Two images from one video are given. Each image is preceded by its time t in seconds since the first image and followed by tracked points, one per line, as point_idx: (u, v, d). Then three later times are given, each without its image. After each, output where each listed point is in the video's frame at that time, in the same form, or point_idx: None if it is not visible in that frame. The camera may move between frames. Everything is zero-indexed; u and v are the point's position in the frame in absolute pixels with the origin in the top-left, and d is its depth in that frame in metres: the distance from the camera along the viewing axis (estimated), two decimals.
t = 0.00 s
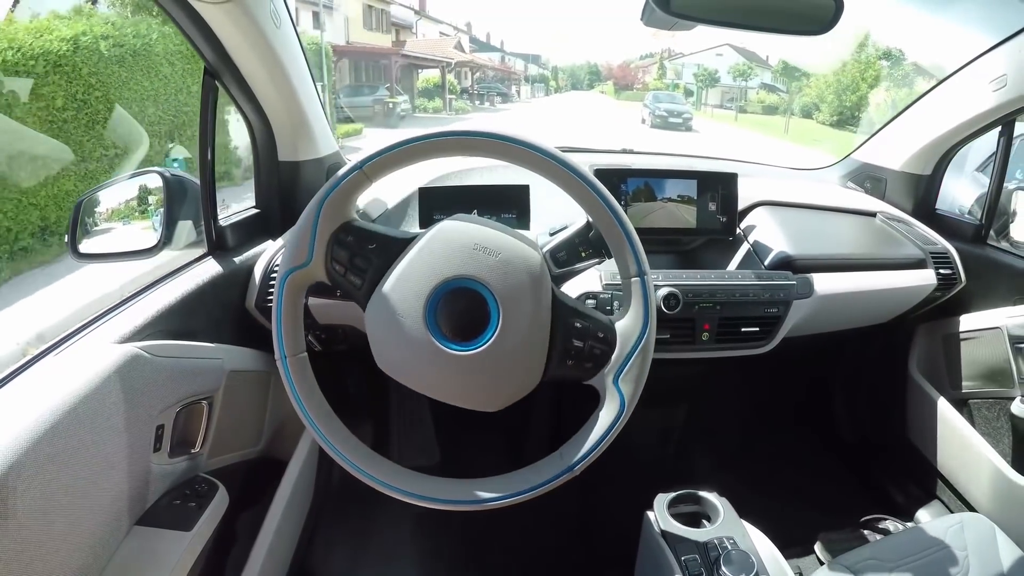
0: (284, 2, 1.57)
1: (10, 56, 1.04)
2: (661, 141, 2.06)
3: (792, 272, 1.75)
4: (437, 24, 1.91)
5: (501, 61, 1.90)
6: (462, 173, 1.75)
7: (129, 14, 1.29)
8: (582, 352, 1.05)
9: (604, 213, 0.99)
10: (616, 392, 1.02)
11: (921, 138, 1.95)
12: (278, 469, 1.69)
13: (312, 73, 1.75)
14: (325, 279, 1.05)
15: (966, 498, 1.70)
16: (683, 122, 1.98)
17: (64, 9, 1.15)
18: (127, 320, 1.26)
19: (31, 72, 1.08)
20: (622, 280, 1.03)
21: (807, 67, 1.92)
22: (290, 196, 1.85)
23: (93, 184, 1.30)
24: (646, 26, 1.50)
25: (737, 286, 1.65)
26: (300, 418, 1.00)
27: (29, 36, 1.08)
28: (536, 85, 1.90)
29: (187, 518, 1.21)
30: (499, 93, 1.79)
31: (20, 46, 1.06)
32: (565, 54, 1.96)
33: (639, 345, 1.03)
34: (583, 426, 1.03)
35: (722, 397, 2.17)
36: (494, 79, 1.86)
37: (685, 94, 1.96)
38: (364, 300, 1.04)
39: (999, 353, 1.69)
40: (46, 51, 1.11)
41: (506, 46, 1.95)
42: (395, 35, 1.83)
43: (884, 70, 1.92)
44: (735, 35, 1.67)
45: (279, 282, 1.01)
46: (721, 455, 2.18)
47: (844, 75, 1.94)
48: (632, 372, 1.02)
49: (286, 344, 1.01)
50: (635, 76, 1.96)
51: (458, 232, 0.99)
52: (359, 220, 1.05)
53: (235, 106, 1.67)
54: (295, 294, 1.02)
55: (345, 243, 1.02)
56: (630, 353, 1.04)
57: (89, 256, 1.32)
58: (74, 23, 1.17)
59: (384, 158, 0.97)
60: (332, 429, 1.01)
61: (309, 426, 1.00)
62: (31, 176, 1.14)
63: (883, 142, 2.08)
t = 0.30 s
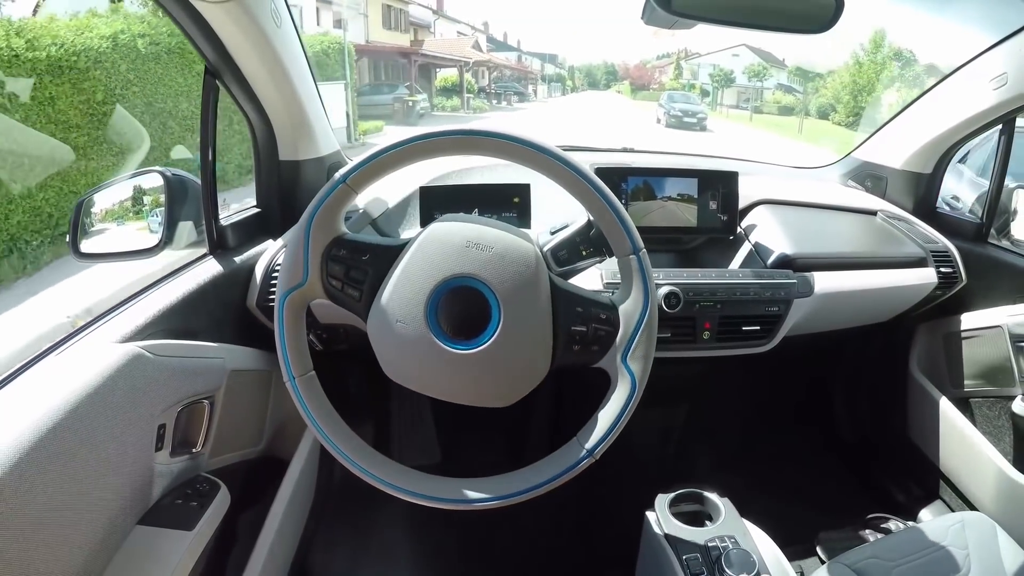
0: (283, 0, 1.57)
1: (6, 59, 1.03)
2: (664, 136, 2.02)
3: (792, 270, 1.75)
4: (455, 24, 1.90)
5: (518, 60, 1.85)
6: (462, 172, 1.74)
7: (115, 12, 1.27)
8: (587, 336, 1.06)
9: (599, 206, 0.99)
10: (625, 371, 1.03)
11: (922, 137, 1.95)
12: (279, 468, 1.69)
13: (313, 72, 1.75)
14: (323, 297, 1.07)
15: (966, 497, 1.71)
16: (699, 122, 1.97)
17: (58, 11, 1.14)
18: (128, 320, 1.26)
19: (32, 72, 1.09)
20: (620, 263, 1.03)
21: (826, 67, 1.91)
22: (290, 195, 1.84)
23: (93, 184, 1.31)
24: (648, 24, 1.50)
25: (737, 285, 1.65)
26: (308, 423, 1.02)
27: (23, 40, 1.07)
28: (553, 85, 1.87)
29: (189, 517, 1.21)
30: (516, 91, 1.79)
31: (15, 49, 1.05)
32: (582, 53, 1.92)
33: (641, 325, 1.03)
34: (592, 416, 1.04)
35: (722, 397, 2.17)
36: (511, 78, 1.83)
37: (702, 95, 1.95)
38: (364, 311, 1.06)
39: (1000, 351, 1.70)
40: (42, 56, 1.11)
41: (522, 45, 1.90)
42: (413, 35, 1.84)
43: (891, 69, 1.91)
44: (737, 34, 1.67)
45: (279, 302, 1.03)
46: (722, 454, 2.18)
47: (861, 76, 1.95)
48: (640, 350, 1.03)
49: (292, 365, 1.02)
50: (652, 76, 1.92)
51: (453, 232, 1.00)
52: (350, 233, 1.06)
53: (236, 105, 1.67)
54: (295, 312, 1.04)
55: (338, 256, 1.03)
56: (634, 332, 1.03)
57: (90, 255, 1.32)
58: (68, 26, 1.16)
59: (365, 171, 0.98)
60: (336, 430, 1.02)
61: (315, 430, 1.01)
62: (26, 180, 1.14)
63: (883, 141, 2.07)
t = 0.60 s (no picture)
0: (283, 1, 1.57)
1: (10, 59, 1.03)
2: (662, 137, 2.05)
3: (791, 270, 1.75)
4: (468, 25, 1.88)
5: (531, 61, 1.87)
6: (462, 172, 1.77)
7: (127, 13, 1.29)
8: (586, 334, 1.06)
9: (597, 204, 0.99)
10: (626, 367, 1.03)
11: (920, 136, 1.95)
12: (278, 469, 1.69)
13: (312, 72, 1.75)
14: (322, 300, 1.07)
15: (965, 495, 1.71)
16: (710, 123, 1.98)
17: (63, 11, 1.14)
18: (128, 320, 1.26)
19: (32, 73, 1.08)
20: (618, 259, 1.03)
21: (838, 66, 1.90)
22: (290, 195, 1.85)
23: (91, 184, 1.29)
24: (647, 24, 1.50)
25: (736, 284, 1.65)
26: (308, 424, 1.02)
27: (34, 39, 1.08)
28: (565, 85, 1.88)
29: (189, 517, 1.21)
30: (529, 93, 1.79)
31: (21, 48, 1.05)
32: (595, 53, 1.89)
33: (641, 321, 1.03)
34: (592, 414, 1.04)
35: (722, 396, 2.18)
36: (524, 79, 1.84)
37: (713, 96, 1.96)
38: (364, 313, 1.06)
39: (1000, 350, 1.70)
40: (47, 55, 1.10)
41: (535, 46, 1.92)
42: (427, 35, 1.82)
43: (896, 69, 1.92)
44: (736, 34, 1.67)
45: (279, 303, 1.03)
46: (722, 454, 2.18)
47: (872, 78, 1.94)
48: (640, 347, 1.03)
49: (292, 366, 1.03)
50: (664, 77, 1.92)
51: (452, 231, 1.00)
52: (347, 235, 1.06)
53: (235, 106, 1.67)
54: (295, 315, 1.04)
55: (337, 258, 1.04)
56: (633, 329, 1.04)
57: (88, 255, 1.31)
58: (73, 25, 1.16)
59: (361, 172, 0.97)
60: (336, 431, 1.03)
61: (315, 430, 1.02)
62: (31, 180, 1.13)
63: (882, 140, 2.08)
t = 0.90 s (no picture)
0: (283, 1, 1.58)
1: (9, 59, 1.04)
2: (662, 136, 2.04)
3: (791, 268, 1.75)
4: (484, 23, 1.80)
5: (547, 60, 1.84)
6: (462, 171, 1.76)
7: (127, 14, 1.29)
8: (587, 333, 1.06)
9: (598, 203, 0.99)
10: (626, 366, 1.03)
11: (921, 135, 1.95)
12: (278, 469, 1.69)
13: (312, 71, 1.76)
14: (323, 298, 1.07)
15: (966, 495, 1.71)
16: (722, 123, 1.98)
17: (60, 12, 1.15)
18: (128, 319, 1.26)
19: (30, 72, 1.09)
20: (619, 258, 1.03)
21: (853, 67, 1.91)
22: (290, 194, 1.85)
23: (95, 182, 1.32)
24: (646, 22, 1.50)
25: (737, 284, 1.65)
26: (308, 423, 1.02)
27: (44, 38, 1.12)
28: (580, 85, 1.88)
29: (190, 516, 1.21)
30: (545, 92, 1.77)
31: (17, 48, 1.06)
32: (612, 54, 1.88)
33: (641, 320, 1.03)
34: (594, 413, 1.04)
35: (722, 395, 2.18)
36: (540, 78, 1.80)
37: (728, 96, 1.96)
38: (364, 312, 1.06)
39: (1001, 349, 1.70)
40: (41, 56, 1.11)
41: (550, 45, 1.88)
42: (444, 35, 1.75)
43: (907, 71, 1.93)
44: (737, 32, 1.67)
45: (279, 302, 1.03)
46: (723, 453, 2.18)
47: (887, 79, 1.95)
48: (640, 347, 1.03)
49: (292, 365, 1.03)
50: (680, 78, 1.90)
51: (452, 230, 1.00)
52: (347, 234, 1.06)
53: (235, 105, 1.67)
54: (295, 314, 1.04)
55: (337, 257, 1.03)
56: (634, 327, 1.04)
57: (89, 255, 1.31)
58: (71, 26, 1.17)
59: (361, 171, 0.97)
60: (337, 431, 1.02)
61: (316, 430, 1.01)
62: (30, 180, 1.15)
63: (882, 139, 2.08)
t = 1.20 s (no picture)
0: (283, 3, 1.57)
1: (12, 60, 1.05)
2: (663, 138, 2.06)
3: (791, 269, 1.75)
4: (496, 26, 1.89)
5: (558, 62, 1.91)
6: (461, 173, 1.79)
7: (126, 16, 1.30)
8: (586, 334, 1.06)
9: (598, 206, 0.99)
10: (625, 367, 1.04)
11: (919, 136, 1.95)
12: (278, 469, 1.69)
13: (312, 73, 1.76)
14: (323, 299, 1.08)
15: (966, 495, 1.71)
16: (732, 125, 2.00)
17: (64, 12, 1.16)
18: (129, 320, 1.26)
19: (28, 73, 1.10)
20: (617, 260, 1.03)
21: (863, 70, 1.90)
22: (290, 196, 1.85)
23: (94, 184, 1.32)
24: (645, 24, 1.50)
25: (736, 285, 1.65)
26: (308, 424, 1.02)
27: (36, 38, 1.10)
28: (592, 86, 1.92)
29: (190, 517, 1.21)
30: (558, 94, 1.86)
31: (20, 49, 1.07)
32: (621, 55, 1.95)
33: (640, 321, 1.03)
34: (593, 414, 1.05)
35: (722, 396, 2.18)
36: (552, 80, 1.87)
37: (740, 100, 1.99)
38: (364, 314, 1.07)
39: (1000, 350, 1.70)
40: (45, 58, 1.12)
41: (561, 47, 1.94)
42: (457, 36, 1.86)
43: (915, 74, 1.93)
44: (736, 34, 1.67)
45: (279, 303, 1.04)
46: (722, 454, 2.18)
47: (899, 83, 1.96)
48: (639, 348, 1.03)
49: (292, 366, 1.03)
50: (691, 80, 1.97)
51: (451, 232, 1.00)
52: (347, 236, 1.06)
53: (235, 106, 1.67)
54: (294, 315, 1.04)
55: (337, 258, 1.04)
56: (633, 329, 1.04)
57: (89, 257, 1.33)
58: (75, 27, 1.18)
59: (359, 176, 0.98)
60: (337, 431, 1.03)
61: (318, 432, 1.02)
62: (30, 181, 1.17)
63: (881, 139, 2.08)
